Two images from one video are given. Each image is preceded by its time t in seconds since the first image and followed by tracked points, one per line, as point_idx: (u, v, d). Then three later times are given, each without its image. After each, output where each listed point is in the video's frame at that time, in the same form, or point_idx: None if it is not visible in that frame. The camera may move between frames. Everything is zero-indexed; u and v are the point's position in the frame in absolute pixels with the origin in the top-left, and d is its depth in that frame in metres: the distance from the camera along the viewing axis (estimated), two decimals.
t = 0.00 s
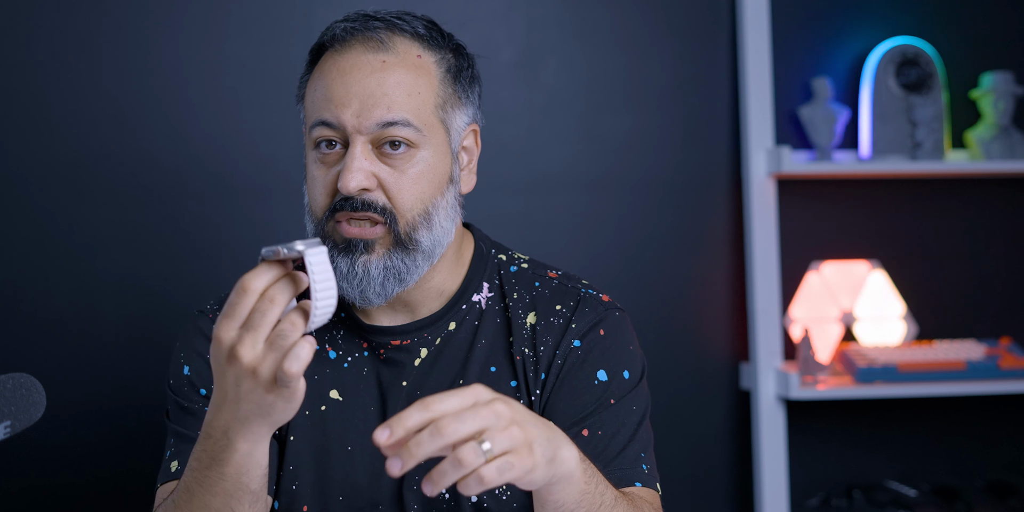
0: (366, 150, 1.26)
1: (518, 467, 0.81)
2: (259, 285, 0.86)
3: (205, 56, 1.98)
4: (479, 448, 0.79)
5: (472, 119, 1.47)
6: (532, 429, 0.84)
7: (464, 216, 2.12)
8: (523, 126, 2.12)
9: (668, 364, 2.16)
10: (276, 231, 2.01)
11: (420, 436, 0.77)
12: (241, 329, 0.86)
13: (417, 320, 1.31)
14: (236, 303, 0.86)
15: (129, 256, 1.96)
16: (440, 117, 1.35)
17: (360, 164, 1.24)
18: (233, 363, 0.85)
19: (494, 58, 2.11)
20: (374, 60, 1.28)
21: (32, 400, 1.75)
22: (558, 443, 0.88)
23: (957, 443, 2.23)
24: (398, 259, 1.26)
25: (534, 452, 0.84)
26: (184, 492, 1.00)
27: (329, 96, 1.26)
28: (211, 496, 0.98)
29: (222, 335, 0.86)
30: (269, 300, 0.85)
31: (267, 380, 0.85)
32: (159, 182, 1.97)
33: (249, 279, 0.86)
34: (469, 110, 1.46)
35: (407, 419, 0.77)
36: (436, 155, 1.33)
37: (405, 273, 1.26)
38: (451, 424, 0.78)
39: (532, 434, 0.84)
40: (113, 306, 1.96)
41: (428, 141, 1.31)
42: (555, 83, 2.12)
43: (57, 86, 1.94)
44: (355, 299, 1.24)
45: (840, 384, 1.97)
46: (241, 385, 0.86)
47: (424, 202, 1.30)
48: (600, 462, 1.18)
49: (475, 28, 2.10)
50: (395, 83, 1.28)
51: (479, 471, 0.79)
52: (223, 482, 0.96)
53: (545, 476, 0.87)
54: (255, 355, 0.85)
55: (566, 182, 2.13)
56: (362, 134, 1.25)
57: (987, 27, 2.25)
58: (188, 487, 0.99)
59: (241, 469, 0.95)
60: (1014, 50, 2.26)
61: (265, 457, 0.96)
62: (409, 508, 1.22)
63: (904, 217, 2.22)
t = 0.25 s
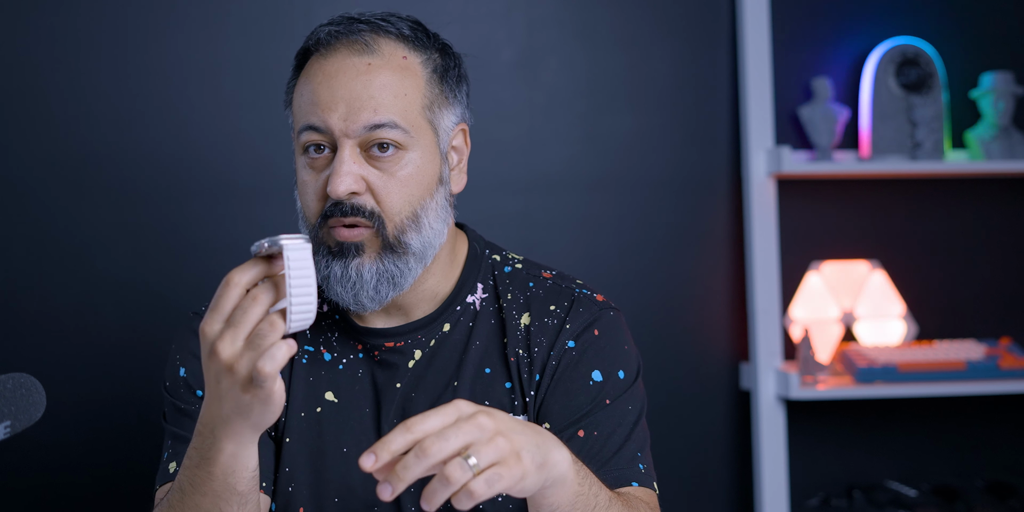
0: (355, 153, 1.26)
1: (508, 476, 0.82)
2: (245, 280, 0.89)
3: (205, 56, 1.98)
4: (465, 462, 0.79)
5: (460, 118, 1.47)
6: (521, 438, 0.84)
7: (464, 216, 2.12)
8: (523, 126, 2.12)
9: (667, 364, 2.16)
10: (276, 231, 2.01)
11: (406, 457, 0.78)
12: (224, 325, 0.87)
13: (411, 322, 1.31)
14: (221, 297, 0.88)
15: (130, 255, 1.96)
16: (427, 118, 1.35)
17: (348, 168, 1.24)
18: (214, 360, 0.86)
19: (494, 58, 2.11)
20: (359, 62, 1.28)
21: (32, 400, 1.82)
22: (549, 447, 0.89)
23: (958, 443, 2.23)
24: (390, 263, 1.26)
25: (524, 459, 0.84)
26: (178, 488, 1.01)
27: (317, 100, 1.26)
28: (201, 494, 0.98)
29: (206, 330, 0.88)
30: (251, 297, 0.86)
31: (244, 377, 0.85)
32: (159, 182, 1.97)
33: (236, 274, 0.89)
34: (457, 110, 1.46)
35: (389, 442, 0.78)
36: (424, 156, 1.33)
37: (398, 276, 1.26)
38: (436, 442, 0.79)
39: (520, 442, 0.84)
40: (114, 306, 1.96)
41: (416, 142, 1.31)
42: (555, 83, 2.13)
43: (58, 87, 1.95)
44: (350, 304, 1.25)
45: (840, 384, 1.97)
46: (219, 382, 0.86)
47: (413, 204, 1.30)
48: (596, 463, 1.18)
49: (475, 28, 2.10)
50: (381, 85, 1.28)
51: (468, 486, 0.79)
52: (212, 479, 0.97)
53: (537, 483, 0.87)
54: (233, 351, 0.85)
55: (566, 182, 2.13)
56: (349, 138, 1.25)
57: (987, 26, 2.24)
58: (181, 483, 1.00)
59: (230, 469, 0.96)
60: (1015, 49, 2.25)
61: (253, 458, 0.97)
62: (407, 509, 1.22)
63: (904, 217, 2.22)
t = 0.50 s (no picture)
0: (349, 156, 1.25)
1: (507, 468, 0.82)
2: (233, 311, 0.87)
3: (205, 56, 1.98)
4: (466, 451, 0.80)
5: (455, 118, 1.46)
6: (520, 430, 0.84)
7: (464, 215, 2.12)
8: (523, 126, 2.12)
9: (667, 364, 2.16)
10: (276, 231, 2.02)
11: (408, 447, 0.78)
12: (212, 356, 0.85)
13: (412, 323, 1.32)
14: (211, 328, 0.87)
15: (129, 255, 1.96)
16: (421, 119, 1.35)
17: (343, 172, 1.24)
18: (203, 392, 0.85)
19: (494, 57, 2.11)
20: (351, 65, 1.27)
21: (32, 400, 1.79)
22: (547, 441, 0.88)
23: (958, 443, 2.23)
24: (389, 268, 1.27)
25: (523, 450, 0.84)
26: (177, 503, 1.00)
27: (309, 104, 1.26)
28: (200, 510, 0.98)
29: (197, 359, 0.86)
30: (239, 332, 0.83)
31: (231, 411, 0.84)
32: (160, 181, 1.97)
33: (224, 305, 0.87)
34: (451, 109, 1.45)
35: (391, 431, 0.77)
36: (418, 157, 1.32)
37: (399, 282, 1.27)
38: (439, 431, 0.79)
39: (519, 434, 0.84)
40: (113, 305, 1.96)
41: (410, 143, 1.31)
42: (555, 83, 2.13)
43: (58, 86, 1.95)
44: (351, 314, 1.25)
45: (840, 384, 1.97)
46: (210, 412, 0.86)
47: (409, 206, 1.30)
48: (595, 464, 1.18)
49: (475, 28, 2.11)
50: (373, 87, 1.27)
51: (467, 476, 0.80)
52: (209, 495, 0.96)
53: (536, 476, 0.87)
54: (220, 385, 0.84)
55: (566, 182, 2.13)
56: (343, 141, 1.25)
57: (987, 26, 2.24)
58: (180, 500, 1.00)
59: (229, 486, 0.95)
60: (1015, 49, 2.25)
61: (251, 476, 0.96)
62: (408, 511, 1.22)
63: (904, 217, 2.22)
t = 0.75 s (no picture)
0: (345, 160, 1.25)
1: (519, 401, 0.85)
2: (248, 280, 0.93)
3: (205, 56, 1.98)
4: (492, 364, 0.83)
5: (462, 127, 1.46)
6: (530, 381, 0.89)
7: (464, 215, 2.12)
8: (523, 126, 2.12)
9: (667, 364, 2.16)
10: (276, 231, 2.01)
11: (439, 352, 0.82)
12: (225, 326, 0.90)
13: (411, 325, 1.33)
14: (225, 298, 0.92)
15: (129, 255, 1.96)
16: (423, 128, 1.34)
17: (338, 175, 1.24)
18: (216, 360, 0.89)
19: (494, 57, 2.11)
20: (355, 69, 1.27)
21: (32, 401, 1.85)
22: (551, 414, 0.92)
23: (957, 443, 2.23)
24: (379, 269, 1.26)
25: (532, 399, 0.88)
26: (183, 491, 1.02)
27: (311, 105, 1.25)
28: (205, 499, 0.99)
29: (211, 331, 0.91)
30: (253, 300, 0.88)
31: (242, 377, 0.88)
32: (159, 181, 1.97)
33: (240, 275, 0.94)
34: (459, 119, 1.44)
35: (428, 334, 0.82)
36: (416, 165, 1.32)
37: (385, 283, 1.26)
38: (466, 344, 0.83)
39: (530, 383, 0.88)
40: (113, 305, 1.95)
41: (408, 152, 1.30)
42: (555, 83, 2.12)
43: (57, 86, 1.94)
44: (334, 307, 1.25)
45: (840, 384, 1.97)
46: (222, 381, 0.90)
47: (405, 212, 1.30)
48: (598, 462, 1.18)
49: (475, 28, 2.10)
50: (376, 94, 1.27)
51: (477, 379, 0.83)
52: (216, 482, 0.98)
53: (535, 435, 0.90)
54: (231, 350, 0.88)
55: (566, 182, 2.13)
56: (341, 145, 1.24)
57: (987, 27, 2.25)
58: (186, 486, 1.01)
59: (235, 470, 0.97)
60: (1014, 50, 2.25)
61: (258, 460, 0.99)
62: None
63: (904, 217, 2.22)
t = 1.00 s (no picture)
0: (350, 157, 1.25)
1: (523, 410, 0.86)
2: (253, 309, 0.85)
3: (204, 55, 1.97)
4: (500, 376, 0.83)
5: (470, 127, 1.44)
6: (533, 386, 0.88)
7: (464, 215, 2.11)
8: (524, 125, 2.12)
9: (668, 364, 2.16)
10: (276, 231, 2.00)
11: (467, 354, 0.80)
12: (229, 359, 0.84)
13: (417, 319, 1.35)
14: (231, 328, 0.86)
15: (128, 255, 1.95)
16: (428, 127, 1.33)
17: (341, 171, 1.24)
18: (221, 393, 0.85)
19: (495, 57, 2.11)
20: (362, 66, 1.27)
21: (32, 400, 1.80)
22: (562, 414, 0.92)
23: (957, 443, 2.23)
24: (381, 267, 1.26)
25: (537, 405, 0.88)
26: (187, 505, 1.00)
27: (317, 100, 1.26)
28: None
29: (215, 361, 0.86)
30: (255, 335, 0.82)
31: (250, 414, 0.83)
32: (158, 181, 1.96)
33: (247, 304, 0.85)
34: (467, 120, 1.43)
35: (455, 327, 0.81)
36: (420, 164, 1.31)
37: (390, 282, 1.26)
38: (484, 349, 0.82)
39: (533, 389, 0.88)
40: (111, 305, 1.94)
41: (413, 151, 1.29)
42: (555, 83, 2.12)
43: (55, 85, 1.93)
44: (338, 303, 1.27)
45: (841, 384, 1.97)
46: (228, 415, 0.85)
47: (408, 211, 1.29)
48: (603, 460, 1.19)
49: (476, 28, 2.10)
50: (381, 92, 1.27)
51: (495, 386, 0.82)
52: (222, 501, 0.95)
53: (538, 438, 0.89)
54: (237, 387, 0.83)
55: (567, 182, 2.13)
56: (344, 141, 1.24)
57: (986, 28, 2.25)
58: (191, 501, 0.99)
59: (242, 492, 0.94)
60: (1013, 50, 2.26)
61: (265, 483, 0.96)
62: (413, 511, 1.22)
63: (903, 217, 2.22)
